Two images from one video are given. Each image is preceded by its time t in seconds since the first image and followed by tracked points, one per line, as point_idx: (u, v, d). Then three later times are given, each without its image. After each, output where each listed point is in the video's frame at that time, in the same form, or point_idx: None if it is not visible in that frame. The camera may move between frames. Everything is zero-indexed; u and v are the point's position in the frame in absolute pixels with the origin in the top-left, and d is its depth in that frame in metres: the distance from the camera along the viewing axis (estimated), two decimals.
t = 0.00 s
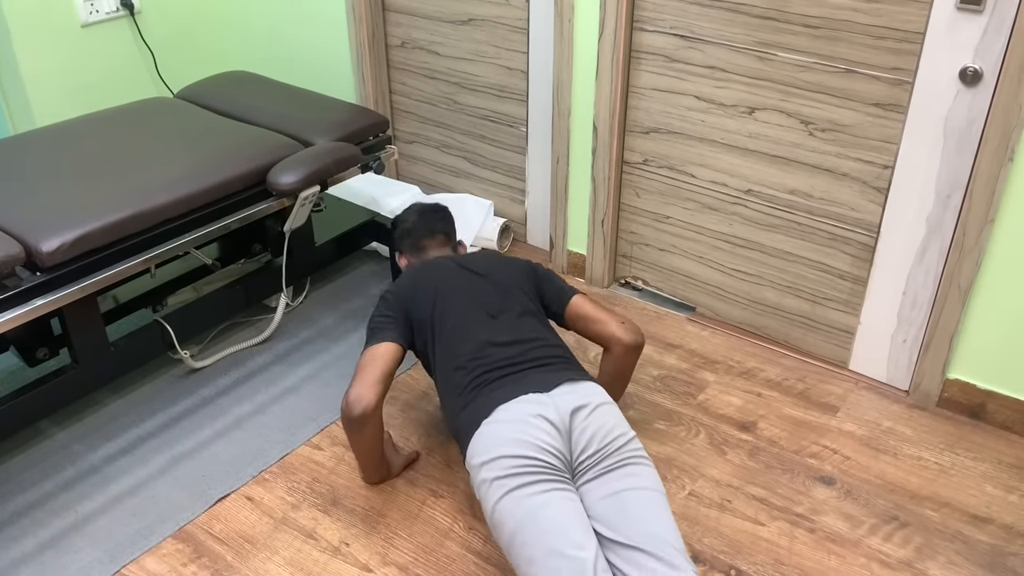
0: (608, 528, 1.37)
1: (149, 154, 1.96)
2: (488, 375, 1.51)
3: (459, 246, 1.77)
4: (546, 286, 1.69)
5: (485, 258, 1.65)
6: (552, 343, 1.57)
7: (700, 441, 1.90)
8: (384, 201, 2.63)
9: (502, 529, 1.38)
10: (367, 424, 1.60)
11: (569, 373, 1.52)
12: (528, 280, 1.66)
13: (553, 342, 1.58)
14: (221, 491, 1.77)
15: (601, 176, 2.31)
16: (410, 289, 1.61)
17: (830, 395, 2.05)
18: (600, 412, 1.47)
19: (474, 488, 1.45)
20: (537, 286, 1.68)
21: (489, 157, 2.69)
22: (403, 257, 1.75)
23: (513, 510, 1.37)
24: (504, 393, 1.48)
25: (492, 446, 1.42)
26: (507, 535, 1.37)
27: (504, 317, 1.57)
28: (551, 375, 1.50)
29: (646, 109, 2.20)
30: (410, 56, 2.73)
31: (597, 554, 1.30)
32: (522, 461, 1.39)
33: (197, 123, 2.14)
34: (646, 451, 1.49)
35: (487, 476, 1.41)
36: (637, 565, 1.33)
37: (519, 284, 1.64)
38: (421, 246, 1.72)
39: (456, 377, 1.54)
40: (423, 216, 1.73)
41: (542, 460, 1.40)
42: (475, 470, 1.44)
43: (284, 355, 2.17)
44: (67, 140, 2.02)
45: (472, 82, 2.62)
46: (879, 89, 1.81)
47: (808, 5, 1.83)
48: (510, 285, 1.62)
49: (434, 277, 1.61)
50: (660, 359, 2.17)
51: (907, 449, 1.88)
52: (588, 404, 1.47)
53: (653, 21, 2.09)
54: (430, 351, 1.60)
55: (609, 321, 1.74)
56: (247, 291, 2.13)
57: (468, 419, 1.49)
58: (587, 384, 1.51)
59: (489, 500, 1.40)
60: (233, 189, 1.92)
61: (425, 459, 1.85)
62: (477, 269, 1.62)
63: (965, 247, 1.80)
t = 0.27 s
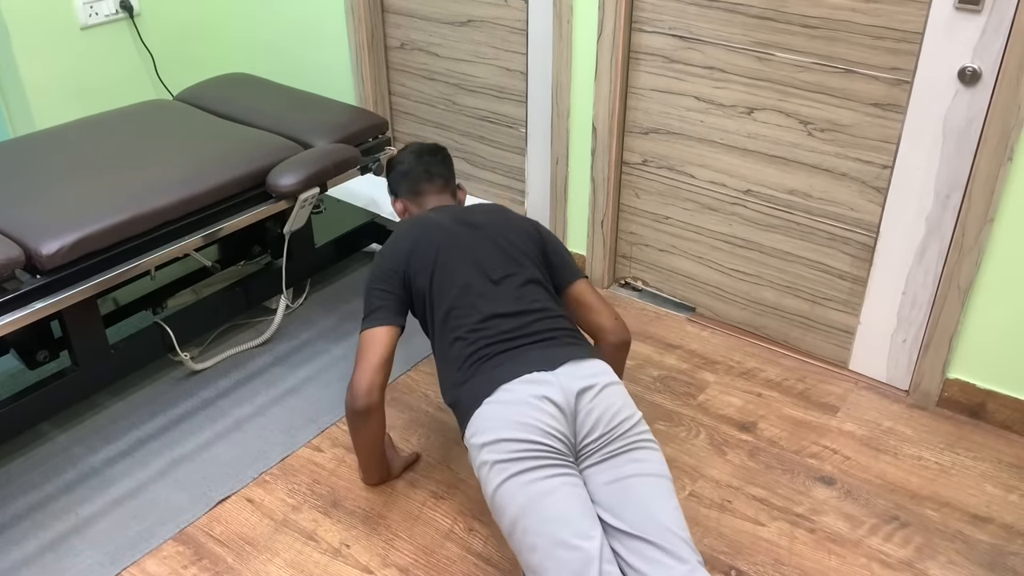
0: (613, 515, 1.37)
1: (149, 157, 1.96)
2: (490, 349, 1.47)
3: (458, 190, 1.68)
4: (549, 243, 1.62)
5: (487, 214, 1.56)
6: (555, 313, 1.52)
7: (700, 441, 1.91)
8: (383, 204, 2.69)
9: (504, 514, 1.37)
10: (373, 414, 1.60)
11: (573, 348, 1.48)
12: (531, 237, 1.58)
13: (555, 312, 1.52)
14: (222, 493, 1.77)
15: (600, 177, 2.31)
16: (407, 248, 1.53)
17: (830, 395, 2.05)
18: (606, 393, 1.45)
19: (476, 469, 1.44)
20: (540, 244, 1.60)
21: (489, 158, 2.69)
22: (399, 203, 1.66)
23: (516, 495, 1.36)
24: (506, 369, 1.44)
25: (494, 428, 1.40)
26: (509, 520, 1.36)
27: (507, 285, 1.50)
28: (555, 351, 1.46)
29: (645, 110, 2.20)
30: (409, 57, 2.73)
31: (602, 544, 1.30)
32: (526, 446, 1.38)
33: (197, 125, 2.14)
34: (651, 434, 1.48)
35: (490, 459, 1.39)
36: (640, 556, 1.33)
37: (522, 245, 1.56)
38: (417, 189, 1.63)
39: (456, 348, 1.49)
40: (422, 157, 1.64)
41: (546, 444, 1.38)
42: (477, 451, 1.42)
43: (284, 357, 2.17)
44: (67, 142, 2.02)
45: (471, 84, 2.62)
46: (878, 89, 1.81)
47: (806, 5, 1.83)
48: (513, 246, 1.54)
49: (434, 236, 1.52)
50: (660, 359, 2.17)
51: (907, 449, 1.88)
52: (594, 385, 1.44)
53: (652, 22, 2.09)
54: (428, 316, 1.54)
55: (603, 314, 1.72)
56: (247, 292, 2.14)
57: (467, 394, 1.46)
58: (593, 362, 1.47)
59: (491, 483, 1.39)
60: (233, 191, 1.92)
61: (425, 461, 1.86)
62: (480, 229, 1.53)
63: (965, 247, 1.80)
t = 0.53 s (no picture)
0: (618, 508, 1.37)
1: (149, 159, 1.96)
2: (497, 331, 1.42)
3: (464, 151, 1.62)
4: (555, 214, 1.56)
5: (493, 186, 1.49)
6: (564, 293, 1.47)
7: (701, 444, 1.90)
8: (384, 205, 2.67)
9: (509, 503, 1.37)
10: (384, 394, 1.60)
11: (582, 331, 1.44)
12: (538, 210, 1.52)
13: (563, 292, 1.48)
14: (223, 496, 1.77)
15: (601, 179, 2.31)
16: (410, 221, 1.46)
17: (831, 397, 2.05)
18: (616, 380, 1.42)
19: (480, 454, 1.43)
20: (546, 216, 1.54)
21: (490, 160, 2.69)
22: (401, 165, 1.59)
23: (521, 485, 1.35)
24: (513, 353, 1.40)
25: (500, 415, 1.38)
26: (513, 510, 1.36)
27: (515, 264, 1.45)
28: (564, 335, 1.41)
29: (646, 112, 2.20)
30: (410, 59, 2.73)
31: (607, 539, 1.30)
32: (532, 435, 1.36)
33: (197, 127, 2.14)
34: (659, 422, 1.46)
35: (495, 447, 1.38)
36: (645, 550, 1.33)
37: (530, 219, 1.49)
38: (422, 151, 1.57)
39: (461, 329, 1.45)
40: (424, 117, 1.57)
41: (553, 434, 1.37)
42: (481, 438, 1.41)
43: (285, 359, 2.17)
44: (67, 144, 2.02)
45: (472, 86, 2.62)
46: (879, 91, 1.81)
47: (807, 7, 1.83)
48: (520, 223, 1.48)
49: (437, 211, 1.45)
50: (662, 362, 2.17)
51: (909, 451, 1.88)
52: (604, 372, 1.40)
53: (653, 24, 2.09)
54: (431, 294, 1.49)
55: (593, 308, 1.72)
56: (248, 295, 2.14)
57: (472, 377, 1.42)
58: (602, 347, 1.43)
59: (496, 471, 1.38)
60: (233, 193, 1.92)
61: (426, 463, 1.85)
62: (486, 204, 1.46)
63: (966, 249, 1.79)
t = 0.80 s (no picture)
0: (617, 527, 1.36)
1: (148, 160, 1.96)
2: (495, 363, 1.46)
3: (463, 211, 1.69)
4: (553, 257, 1.62)
5: (490, 231, 1.56)
6: (561, 326, 1.51)
7: (701, 445, 1.90)
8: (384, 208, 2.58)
9: (510, 527, 1.37)
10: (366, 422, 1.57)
11: (578, 360, 1.47)
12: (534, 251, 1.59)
13: (560, 325, 1.52)
14: (221, 497, 1.77)
15: (601, 181, 2.31)
16: (412, 266, 1.53)
17: (831, 399, 2.04)
18: (610, 405, 1.44)
19: (481, 483, 1.44)
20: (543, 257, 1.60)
21: (489, 161, 2.68)
22: (405, 226, 1.66)
23: (521, 509, 1.36)
24: (510, 383, 1.44)
25: (499, 441, 1.40)
26: (514, 534, 1.37)
27: (511, 299, 1.50)
28: (560, 364, 1.45)
29: (646, 113, 2.19)
30: (410, 60, 2.73)
31: (606, 557, 1.30)
32: (530, 460, 1.38)
33: (197, 128, 2.14)
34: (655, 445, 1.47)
35: (494, 474, 1.39)
36: (644, 567, 1.32)
37: (526, 260, 1.56)
38: (425, 214, 1.63)
39: (460, 363, 1.49)
40: (426, 182, 1.64)
41: (550, 457, 1.38)
42: (482, 465, 1.42)
43: (283, 360, 2.17)
44: (66, 145, 2.02)
45: (471, 87, 2.61)
46: (879, 92, 1.81)
47: (807, 8, 1.83)
48: (516, 262, 1.54)
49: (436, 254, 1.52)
50: (661, 363, 2.16)
51: (909, 453, 1.88)
52: (598, 397, 1.43)
53: (653, 25, 2.08)
54: (432, 332, 1.54)
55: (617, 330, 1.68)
56: (247, 294, 2.13)
57: (472, 407, 1.46)
58: (597, 374, 1.46)
59: (496, 497, 1.39)
60: (232, 195, 1.92)
61: (425, 465, 1.85)
62: (483, 245, 1.53)
63: (966, 251, 1.79)
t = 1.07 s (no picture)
0: (608, 549, 1.36)
1: (145, 158, 1.95)
2: (487, 400, 1.51)
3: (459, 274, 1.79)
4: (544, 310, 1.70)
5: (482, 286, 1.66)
6: (551, 366, 1.56)
7: (698, 446, 1.90)
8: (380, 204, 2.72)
9: (503, 553, 1.37)
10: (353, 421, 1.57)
11: (567, 396, 1.52)
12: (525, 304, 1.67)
13: (550, 366, 1.57)
14: (217, 496, 1.76)
15: (599, 181, 2.31)
16: (408, 320, 1.62)
17: (828, 399, 2.04)
18: (598, 435, 1.47)
19: (473, 513, 1.44)
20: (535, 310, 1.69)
21: (487, 161, 2.68)
22: (404, 288, 1.76)
23: (512, 534, 1.36)
24: (502, 417, 1.48)
25: (491, 470, 1.42)
26: (507, 560, 1.37)
27: (502, 342, 1.57)
28: (550, 399, 1.50)
29: (644, 113, 2.19)
30: (408, 59, 2.73)
31: None
32: (521, 486, 1.39)
33: (194, 126, 2.13)
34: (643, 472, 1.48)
35: (486, 502, 1.40)
36: None
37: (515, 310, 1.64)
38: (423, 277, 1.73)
39: (455, 403, 1.53)
40: (424, 248, 1.74)
41: (540, 483, 1.39)
42: (474, 495, 1.43)
43: (280, 359, 2.16)
44: (63, 142, 2.01)
45: (470, 86, 2.61)
46: (878, 93, 1.80)
47: (805, 8, 1.83)
48: (507, 311, 1.62)
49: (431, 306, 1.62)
50: (659, 363, 2.16)
51: (906, 454, 1.88)
52: (585, 427, 1.46)
53: (651, 25, 2.08)
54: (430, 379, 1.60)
55: (618, 329, 1.76)
56: (244, 292, 2.12)
57: (467, 444, 1.49)
58: (585, 408, 1.50)
59: (488, 525, 1.40)
60: (229, 193, 1.91)
61: (422, 464, 1.85)
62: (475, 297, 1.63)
63: (964, 252, 1.79)
